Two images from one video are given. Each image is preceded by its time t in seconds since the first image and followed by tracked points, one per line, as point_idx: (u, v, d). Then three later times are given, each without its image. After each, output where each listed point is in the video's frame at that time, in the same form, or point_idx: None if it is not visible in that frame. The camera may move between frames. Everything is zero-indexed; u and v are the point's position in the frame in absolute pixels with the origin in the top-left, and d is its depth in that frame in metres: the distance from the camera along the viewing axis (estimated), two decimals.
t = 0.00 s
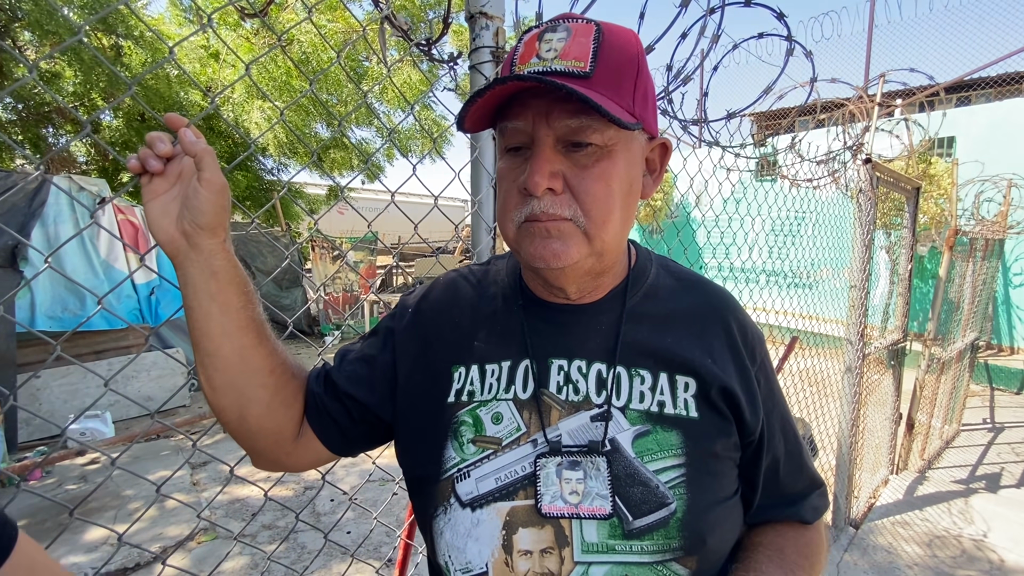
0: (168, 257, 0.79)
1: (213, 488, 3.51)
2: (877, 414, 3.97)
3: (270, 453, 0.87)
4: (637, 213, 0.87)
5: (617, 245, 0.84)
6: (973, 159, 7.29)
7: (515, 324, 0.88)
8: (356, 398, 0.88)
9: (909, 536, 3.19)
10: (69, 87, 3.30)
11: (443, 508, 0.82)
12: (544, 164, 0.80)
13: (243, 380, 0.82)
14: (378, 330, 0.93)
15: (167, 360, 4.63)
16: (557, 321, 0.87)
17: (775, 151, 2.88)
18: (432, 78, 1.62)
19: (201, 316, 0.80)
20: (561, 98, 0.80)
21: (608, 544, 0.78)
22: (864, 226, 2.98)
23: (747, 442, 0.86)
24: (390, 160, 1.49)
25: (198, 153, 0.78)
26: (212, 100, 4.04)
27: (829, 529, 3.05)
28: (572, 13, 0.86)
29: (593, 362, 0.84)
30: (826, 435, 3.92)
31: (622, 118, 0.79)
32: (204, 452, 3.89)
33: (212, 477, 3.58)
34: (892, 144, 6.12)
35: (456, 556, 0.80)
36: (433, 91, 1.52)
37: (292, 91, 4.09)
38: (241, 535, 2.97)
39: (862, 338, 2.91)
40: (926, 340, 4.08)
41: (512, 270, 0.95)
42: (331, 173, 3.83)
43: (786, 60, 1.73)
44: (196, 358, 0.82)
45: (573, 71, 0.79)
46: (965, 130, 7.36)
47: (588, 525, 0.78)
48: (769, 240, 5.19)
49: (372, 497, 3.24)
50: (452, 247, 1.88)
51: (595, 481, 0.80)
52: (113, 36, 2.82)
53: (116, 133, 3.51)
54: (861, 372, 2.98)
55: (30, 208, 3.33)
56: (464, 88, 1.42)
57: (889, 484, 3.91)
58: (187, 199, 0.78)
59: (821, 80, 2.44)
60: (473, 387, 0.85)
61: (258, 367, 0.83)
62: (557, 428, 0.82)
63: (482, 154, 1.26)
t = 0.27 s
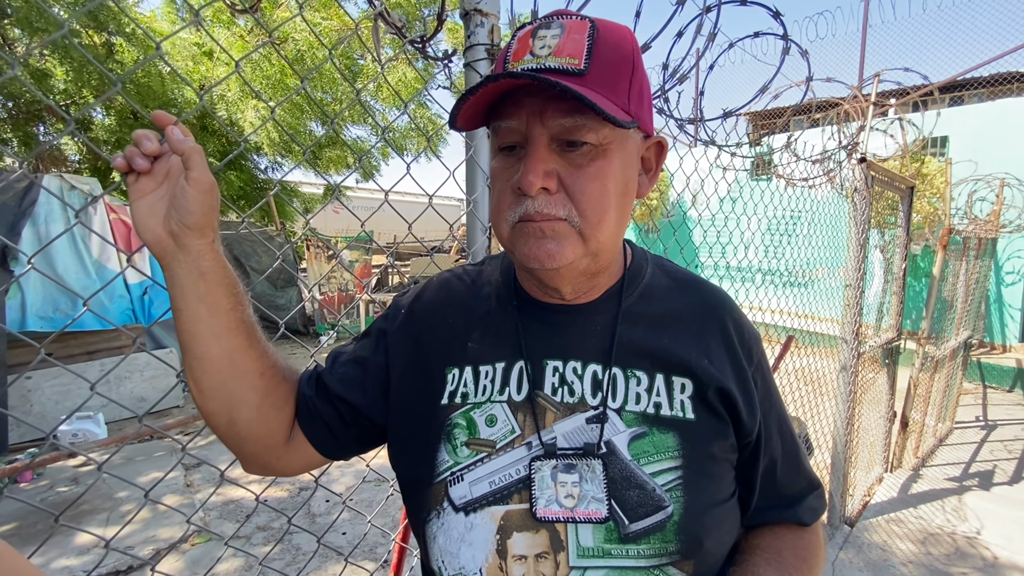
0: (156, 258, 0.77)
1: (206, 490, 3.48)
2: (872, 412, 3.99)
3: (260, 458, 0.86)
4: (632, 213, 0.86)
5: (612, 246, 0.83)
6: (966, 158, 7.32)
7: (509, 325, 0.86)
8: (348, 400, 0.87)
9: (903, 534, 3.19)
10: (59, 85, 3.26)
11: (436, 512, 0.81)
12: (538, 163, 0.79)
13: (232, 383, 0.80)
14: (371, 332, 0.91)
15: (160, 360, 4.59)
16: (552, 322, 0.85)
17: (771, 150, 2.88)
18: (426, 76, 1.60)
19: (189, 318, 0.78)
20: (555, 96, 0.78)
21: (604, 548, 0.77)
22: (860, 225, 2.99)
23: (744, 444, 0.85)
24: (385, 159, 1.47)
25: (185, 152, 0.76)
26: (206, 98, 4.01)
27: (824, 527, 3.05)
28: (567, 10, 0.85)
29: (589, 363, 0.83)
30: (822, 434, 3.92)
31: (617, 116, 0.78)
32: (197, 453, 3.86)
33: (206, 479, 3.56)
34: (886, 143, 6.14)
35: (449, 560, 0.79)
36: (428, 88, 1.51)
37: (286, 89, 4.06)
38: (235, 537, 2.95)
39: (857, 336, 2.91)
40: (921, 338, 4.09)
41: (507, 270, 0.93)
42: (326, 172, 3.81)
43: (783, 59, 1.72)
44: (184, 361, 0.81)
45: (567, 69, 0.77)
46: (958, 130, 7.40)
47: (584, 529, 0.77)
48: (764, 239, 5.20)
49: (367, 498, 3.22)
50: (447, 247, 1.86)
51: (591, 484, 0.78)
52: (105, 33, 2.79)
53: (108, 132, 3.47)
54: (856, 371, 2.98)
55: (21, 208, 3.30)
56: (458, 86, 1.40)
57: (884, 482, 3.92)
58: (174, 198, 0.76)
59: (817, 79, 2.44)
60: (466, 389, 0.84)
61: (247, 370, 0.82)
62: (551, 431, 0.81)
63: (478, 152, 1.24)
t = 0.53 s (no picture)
0: (143, 260, 0.75)
1: (201, 492, 3.45)
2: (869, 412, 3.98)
3: (252, 464, 0.84)
4: (633, 213, 0.84)
5: (612, 247, 0.81)
6: (962, 158, 7.34)
7: (507, 328, 0.84)
8: (341, 405, 0.85)
9: (902, 533, 3.19)
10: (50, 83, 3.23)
11: (432, 520, 0.79)
12: (537, 162, 0.77)
13: (221, 388, 0.78)
14: (366, 335, 0.89)
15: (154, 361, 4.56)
16: (551, 324, 0.83)
17: (769, 149, 2.87)
18: (422, 74, 1.58)
19: (178, 322, 0.76)
20: (554, 93, 0.76)
21: (605, 557, 0.75)
22: (857, 225, 2.98)
23: (747, 448, 0.84)
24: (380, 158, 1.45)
25: (173, 150, 0.74)
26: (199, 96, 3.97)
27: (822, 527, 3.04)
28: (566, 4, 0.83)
29: (589, 367, 0.81)
30: (819, 433, 3.91)
31: (618, 113, 0.76)
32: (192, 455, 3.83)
33: (201, 481, 3.53)
34: (882, 143, 6.14)
35: (447, 569, 0.77)
36: (424, 86, 1.49)
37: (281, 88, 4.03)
38: (230, 539, 2.92)
39: (855, 336, 2.90)
40: (918, 337, 4.09)
41: (504, 271, 0.91)
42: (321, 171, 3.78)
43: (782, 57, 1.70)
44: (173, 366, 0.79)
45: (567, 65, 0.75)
46: (953, 130, 7.41)
47: (584, 537, 0.75)
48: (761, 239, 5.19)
49: (363, 499, 3.20)
50: (445, 247, 1.84)
51: (591, 491, 0.77)
52: (97, 31, 2.76)
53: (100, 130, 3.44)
54: (854, 370, 2.97)
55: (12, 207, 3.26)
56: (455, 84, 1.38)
57: (881, 481, 3.92)
58: (162, 198, 0.74)
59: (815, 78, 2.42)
60: (463, 393, 0.82)
61: (238, 374, 0.80)
62: (551, 436, 0.79)
63: (475, 150, 1.22)
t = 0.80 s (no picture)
0: (134, 261, 0.73)
1: (197, 494, 3.43)
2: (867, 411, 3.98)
3: (245, 471, 0.82)
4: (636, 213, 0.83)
5: (614, 248, 0.80)
6: (959, 157, 7.35)
7: (506, 330, 0.83)
8: (338, 410, 0.83)
9: (900, 533, 3.18)
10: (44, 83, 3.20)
11: (430, 527, 0.77)
12: (539, 160, 0.75)
13: (214, 394, 0.76)
14: (363, 338, 0.87)
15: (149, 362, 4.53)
16: (551, 326, 0.82)
17: (768, 149, 2.86)
18: (419, 73, 1.56)
19: (169, 325, 0.74)
20: (557, 89, 0.75)
21: (607, 565, 0.74)
22: (855, 224, 2.98)
23: (752, 452, 0.82)
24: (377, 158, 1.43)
25: (163, 148, 0.72)
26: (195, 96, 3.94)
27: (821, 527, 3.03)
28: None
29: (590, 370, 0.80)
30: (818, 432, 3.91)
31: (622, 110, 0.74)
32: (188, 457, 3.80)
33: (197, 483, 3.50)
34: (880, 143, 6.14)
35: None
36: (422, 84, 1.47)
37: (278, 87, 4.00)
38: (226, 541, 2.90)
39: (853, 336, 2.89)
40: (916, 337, 4.08)
41: (503, 272, 0.90)
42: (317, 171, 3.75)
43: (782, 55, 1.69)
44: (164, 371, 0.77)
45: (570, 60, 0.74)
46: (950, 129, 7.41)
47: (586, 545, 0.74)
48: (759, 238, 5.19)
49: (360, 501, 3.18)
50: (443, 247, 1.82)
51: (594, 497, 0.75)
52: (92, 30, 2.73)
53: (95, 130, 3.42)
54: (853, 370, 2.97)
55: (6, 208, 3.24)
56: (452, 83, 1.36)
57: (880, 480, 3.91)
58: (153, 197, 0.72)
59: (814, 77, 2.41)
60: (462, 397, 0.80)
61: (231, 379, 0.78)
62: (552, 441, 0.78)
63: (473, 149, 1.21)
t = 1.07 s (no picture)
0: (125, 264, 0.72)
1: (195, 497, 3.41)
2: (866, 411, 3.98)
3: (241, 477, 0.81)
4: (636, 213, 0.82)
5: (617, 248, 0.79)
6: (956, 157, 7.37)
7: (505, 332, 0.82)
8: (336, 412, 0.82)
9: (900, 533, 3.18)
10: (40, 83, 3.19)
11: (430, 530, 0.76)
12: (544, 156, 0.75)
13: (207, 398, 0.75)
14: (360, 340, 0.87)
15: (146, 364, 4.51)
16: (551, 327, 0.81)
17: (766, 149, 2.85)
18: (418, 73, 1.55)
19: (164, 328, 0.73)
20: (562, 84, 0.74)
21: (609, 568, 0.73)
22: (854, 224, 2.98)
23: (755, 453, 0.82)
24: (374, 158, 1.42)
25: (156, 148, 0.71)
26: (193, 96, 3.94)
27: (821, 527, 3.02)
28: None
29: (591, 371, 0.79)
30: (817, 433, 3.90)
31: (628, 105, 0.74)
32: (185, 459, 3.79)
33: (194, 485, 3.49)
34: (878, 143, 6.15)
35: None
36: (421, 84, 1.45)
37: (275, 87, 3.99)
38: (224, 545, 2.88)
39: (852, 336, 2.89)
40: (914, 337, 4.09)
41: (502, 273, 0.89)
42: (315, 171, 3.74)
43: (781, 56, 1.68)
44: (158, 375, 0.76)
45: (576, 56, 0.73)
46: (947, 129, 7.43)
47: (588, 547, 0.73)
48: (757, 238, 5.18)
49: (359, 503, 3.17)
50: (441, 248, 1.81)
51: (595, 499, 0.74)
52: (88, 30, 2.72)
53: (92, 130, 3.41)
54: (852, 370, 2.97)
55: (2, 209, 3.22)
56: (450, 84, 1.35)
57: (879, 481, 3.91)
58: (146, 198, 0.71)
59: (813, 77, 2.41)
60: (462, 399, 0.80)
61: (226, 383, 0.77)
62: (553, 442, 0.77)
63: (472, 150, 1.20)
